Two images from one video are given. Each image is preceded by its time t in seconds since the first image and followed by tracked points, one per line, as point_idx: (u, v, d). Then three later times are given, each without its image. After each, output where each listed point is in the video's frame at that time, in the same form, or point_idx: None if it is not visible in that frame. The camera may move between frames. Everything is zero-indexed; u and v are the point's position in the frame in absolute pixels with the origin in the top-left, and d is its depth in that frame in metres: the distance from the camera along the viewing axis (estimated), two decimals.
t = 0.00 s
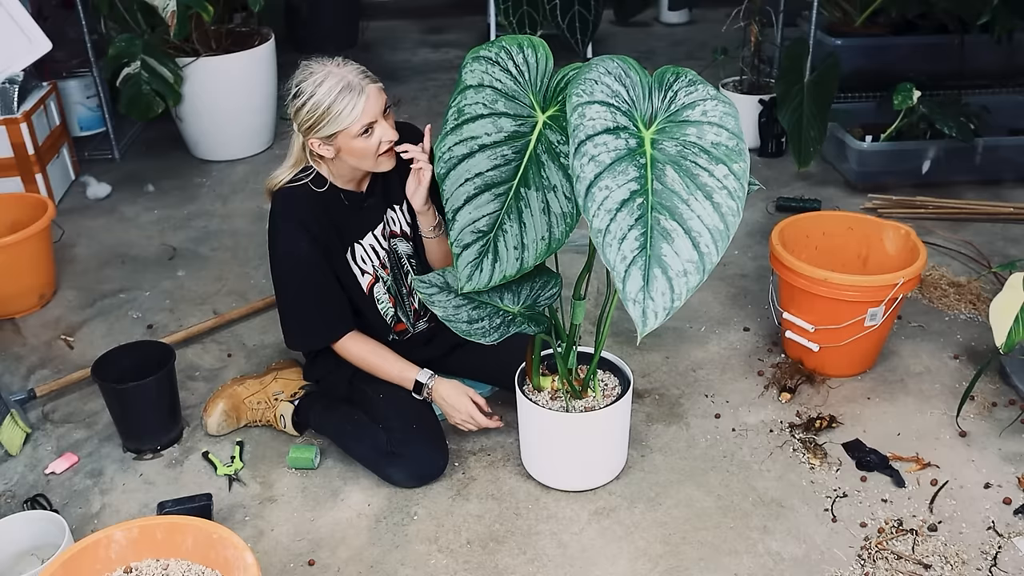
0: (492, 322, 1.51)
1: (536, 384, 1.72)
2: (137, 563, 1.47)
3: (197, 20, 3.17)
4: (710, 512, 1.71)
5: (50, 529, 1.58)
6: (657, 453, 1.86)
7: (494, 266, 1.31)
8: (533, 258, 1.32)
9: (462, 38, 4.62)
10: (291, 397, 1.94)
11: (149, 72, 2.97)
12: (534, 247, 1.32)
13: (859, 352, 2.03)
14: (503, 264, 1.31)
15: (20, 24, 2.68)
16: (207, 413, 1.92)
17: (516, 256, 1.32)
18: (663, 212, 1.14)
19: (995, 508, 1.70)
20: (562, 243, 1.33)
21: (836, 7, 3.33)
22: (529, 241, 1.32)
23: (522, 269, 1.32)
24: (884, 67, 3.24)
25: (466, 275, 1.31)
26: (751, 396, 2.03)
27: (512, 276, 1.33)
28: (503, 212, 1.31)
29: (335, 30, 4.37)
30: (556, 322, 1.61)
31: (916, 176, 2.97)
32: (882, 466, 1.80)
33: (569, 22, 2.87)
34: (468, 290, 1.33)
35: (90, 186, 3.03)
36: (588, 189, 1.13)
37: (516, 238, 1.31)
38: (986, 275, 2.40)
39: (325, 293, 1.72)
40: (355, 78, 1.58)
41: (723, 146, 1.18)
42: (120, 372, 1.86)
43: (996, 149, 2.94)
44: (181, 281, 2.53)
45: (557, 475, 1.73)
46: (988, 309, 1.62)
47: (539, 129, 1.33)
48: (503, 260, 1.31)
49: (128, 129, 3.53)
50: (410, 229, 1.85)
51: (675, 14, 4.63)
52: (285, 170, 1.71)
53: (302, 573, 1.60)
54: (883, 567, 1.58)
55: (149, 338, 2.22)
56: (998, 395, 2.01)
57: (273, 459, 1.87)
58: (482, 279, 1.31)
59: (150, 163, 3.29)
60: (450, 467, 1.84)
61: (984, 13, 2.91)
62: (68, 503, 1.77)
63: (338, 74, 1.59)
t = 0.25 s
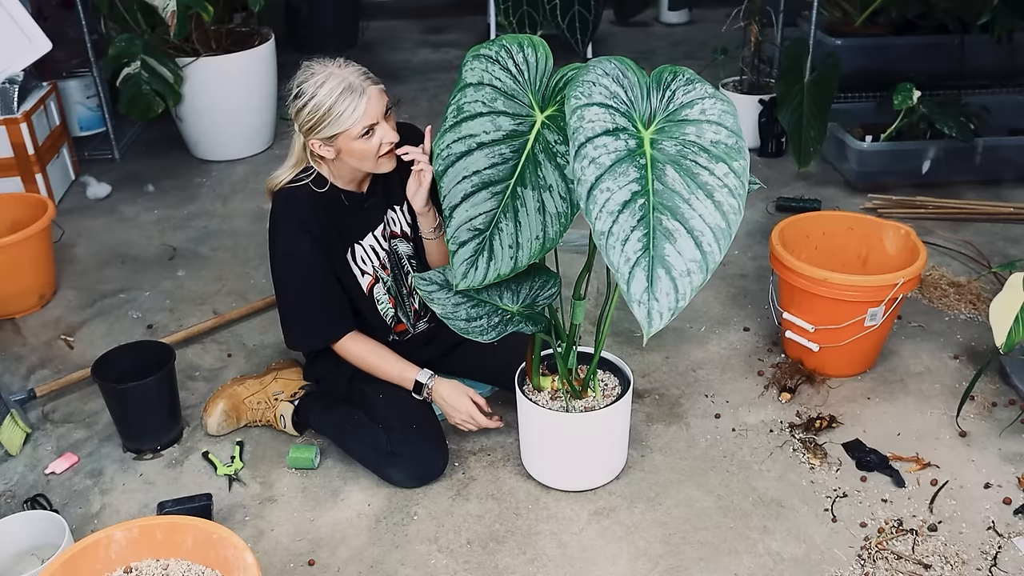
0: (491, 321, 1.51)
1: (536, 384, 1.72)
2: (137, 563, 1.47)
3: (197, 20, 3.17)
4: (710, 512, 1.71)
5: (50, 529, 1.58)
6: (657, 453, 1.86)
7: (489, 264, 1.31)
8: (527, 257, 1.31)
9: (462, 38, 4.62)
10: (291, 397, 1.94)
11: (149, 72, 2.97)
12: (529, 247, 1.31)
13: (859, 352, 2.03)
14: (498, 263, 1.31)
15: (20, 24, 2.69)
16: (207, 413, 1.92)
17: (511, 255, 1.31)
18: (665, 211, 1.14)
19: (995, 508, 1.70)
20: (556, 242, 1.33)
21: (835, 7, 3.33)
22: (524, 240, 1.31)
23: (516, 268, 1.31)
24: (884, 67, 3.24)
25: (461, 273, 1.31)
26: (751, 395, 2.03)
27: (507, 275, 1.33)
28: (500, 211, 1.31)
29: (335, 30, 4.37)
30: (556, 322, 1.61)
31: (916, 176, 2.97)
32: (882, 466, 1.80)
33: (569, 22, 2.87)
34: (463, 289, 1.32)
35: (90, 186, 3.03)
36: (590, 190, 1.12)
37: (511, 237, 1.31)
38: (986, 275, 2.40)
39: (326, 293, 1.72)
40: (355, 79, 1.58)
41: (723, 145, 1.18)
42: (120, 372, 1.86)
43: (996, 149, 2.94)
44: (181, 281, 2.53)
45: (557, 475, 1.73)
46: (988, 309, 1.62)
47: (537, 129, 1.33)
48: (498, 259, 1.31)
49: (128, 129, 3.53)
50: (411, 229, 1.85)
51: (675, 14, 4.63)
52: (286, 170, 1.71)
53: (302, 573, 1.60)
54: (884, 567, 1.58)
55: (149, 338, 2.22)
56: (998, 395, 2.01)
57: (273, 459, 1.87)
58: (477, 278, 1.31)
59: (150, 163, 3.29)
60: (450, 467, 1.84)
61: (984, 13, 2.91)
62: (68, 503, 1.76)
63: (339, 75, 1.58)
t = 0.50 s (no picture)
0: (491, 322, 1.51)
1: (536, 384, 1.72)
2: (137, 563, 1.47)
3: (197, 20, 3.17)
4: (710, 512, 1.71)
5: (50, 529, 1.58)
6: (657, 453, 1.86)
7: (485, 263, 1.31)
8: (523, 257, 1.32)
9: (462, 38, 4.62)
10: (291, 397, 1.94)
11: (149, 72, 2.97)
12: (525, 246, 1.32)
13: (859, 352, 2.03)
14: (494, 262, 1.31)
15: (20, 24, 2.70)
16: (207, 413, 1.92)
17: (507, 254, 1.31)
18: (670, 211, 1.14)
19: (995, 508, 1.70)
20: (553, 242, 1.33)
21: (835, 7, 3.33)
22: (520, 239, 1.31)
23: (512, 267, 1.31)
24: (885, 67, 3.24)
25: (459, 271, 1.30)
26: (751, 395, 2.03)
27: (503, 274, 1.33)
28: (498, 210, 1.31)
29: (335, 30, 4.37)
30: (557, 322, 1.61)
31: (916, 176, 2.97)
32: (882, 466, 1.80)
33: (568, 22, 2.87)
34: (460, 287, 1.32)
35: (90, 186, 3.03)
36: (596, 192, 1.12)
37: (508, 236, 1.31)
38: (986, 275, 2.40)
39: (326, 293, 1.72)
40: (357, 79, 1.58)
41: (725, 143, 1.18)
42: (120, 372, 1.86)
43: (996, 150, 2.94)
44: (181, 281, 2.53)
45: (557, 474, 1.73)
46: (989, 309, 1.62)
47: (536, 129, 1.33)
48: (495, 257, 1.31)
49: (128, 129, 3.52)
50: (411, 229, 1.85)
51: (675, 14, 4.63)
52: (286, 170, 1.71)
53: (302, 573, 1.60)
54: (884, 567, 1.58)
55: (149, 338, 2.22)
56: (998, 395, 2.01)
57: (273, 459, 1.87)
58: (473, 276, 1.31)
59: (150, 163, 3.29)
60: (449, 467, 1.84)
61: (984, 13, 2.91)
62: (68, 503, 1.76)
63: (340, 75, 1.58)
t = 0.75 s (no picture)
0: (490, 321, 1.50)
1: (536, 384, 1.72)
2: (137, 563, 1.47)
3: (197, 20, 3.17)
4: (710, 512, 1.71)
5: (50, 530, 1.58)
6: (658, 453, 1.86)
7: (493, 266, 1.31)
8: (531, 258, 1.32)
9: (462, 38, 4.62)
10: (291, 397, 1.94)
11: (149, 72, 2.98)
12: (532, 247, 1.32)
13: (859, 352, 2.03)
14: (501, 264, 1.31)
15: (20, 24, 2.70)
16: (207, 413, 1.92)
17: (515, 256, 1.32)
18: (664, 212, 1.14)
19: (995, 508, 1.70)
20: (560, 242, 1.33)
21: (835, 7, 3.33)
22: (527, 241, 1.32)
23: (520, 269, 1.32)
24: (885, 67, 3.24)
25: (465, 275, 1.31)
26: (751, 395, 2.03)
27: (511, 276, 1.33)
28: (503, 212, 1.31)
29: (335, 30, 4.37)
30: (558, 322, 1.61)
31: (916, 176, 2.97)
32: (882, 466, 1.80)
33: (568, 22, 2.87)
34: (466, 290, 1.33)
35: (90, 186, 3.03)
36: (589, 191, 1.12)
37: (514, 238, 1.31)
38: (986, 275, 2.40)
39: (327, 294, 1.72)
40: (359, 80, 1.58)
41: (723, 145, 1.18)
42: (120, 371, 1.86)
43: (996, 149, 2.94)
44: (181, 281, 2.53)
45: (556, 474, 1.73)
46: (988, 309, 1.62)
47: (538, 130, 1.33)
48: (502, 260, 1.31)
49: (128, 129, 3.52)
50: (412, 230, 1.85)
51: (675, 14, 4.63)
52: (288, 169, 1.72)
53: (302, 573, 1.60)
54: (884, 567, 1.58)
55: (149, 338, 2.22)
56: (998, 395, 2.01)
57: (273, 459, 1.87)
58: (481, 279, 1.31)
59: (150, 163, 3.29)
60: (450, 467, 1.84)
61: (984, 13, 2.91)
62: (68, 503, 1.76)
63: (343, 75, 1.58)
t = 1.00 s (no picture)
0: (491, 321, 1.50)
1: (537, 384, 1.72)
2: (137, 563, 1.47)
3: (197, 20, 3.17)
4: (710, 512, 1.71)
5: (50, 530, 1.58)
6: (657, 453, 1.86)
7: (489, 265, 1.31)
8: (528, 258, 1.32)
9: (462, 38, 4.62)
10: (291, 397, 1.94)
11: (149, 72, 2.98)
12: (530, 247, 1.32)
13: (859, 352, 2.03)
14: (498, 263, 1.31)
15: (21, 24, 2.71)
16: (207, 413, 1.92)
17: (511, 255, 1.31)
18: (665, 211, 1.14)
19: (995, 508, 1.70)
20: (558, 242, 1.33)
21: (835, 7, 3.33)
22: (524, 240, 1.32)
23: (517, 268, 1.32)
24: (885, 67, 3.24)
25: (462, 274, 1.31)
26: (751, 395, 2.03)
27: (508, 276, 1.33)
28: (501, 211, 1.31)
29: (335, 30, 4.37)
30: (559, 322, 1.61)
31: (916, 176, 2.97)
32: (882, 466, 1.80)
33: (568, 22, 2.87)
34: (464, 290, 1.33)
35: (90, 186, 3.03)
36: (591, 190, 1.12)
37: (512, 237, 1.31)
38: (985, 275, 2.40)
39: (332, 293, 1.72)
40: (384, 78, 1.57)
41: (724, 145, 1.18)
42: (120, 371, 1.86)
43: (996, 150, 2.94)
44: (181, 281, 2.53)
45: (556, 475, 1.73)
46: (988, 308, 1.62)
47: (537, 129, 1.33)
48: (499, 259, 1.31)
49: (128, 129, 3.52)
50: (417, 230, 1.85)
51: (675, 14, 4.63)
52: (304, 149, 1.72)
53: (302, 573, 1.60)
54: (884, 567, 1.58)
55: (149, 338, 2.22)
56: (998, 395, 2.01)
57: (273, 459, 1.87)
58: (478, 278, 1.31)
59: (150, 163, 3.29)
60: (450, 467, 1.84)
61: (984, 13, 2.91)
62: (68, 503, 1.76)
63: (373, 68, 1.58)
